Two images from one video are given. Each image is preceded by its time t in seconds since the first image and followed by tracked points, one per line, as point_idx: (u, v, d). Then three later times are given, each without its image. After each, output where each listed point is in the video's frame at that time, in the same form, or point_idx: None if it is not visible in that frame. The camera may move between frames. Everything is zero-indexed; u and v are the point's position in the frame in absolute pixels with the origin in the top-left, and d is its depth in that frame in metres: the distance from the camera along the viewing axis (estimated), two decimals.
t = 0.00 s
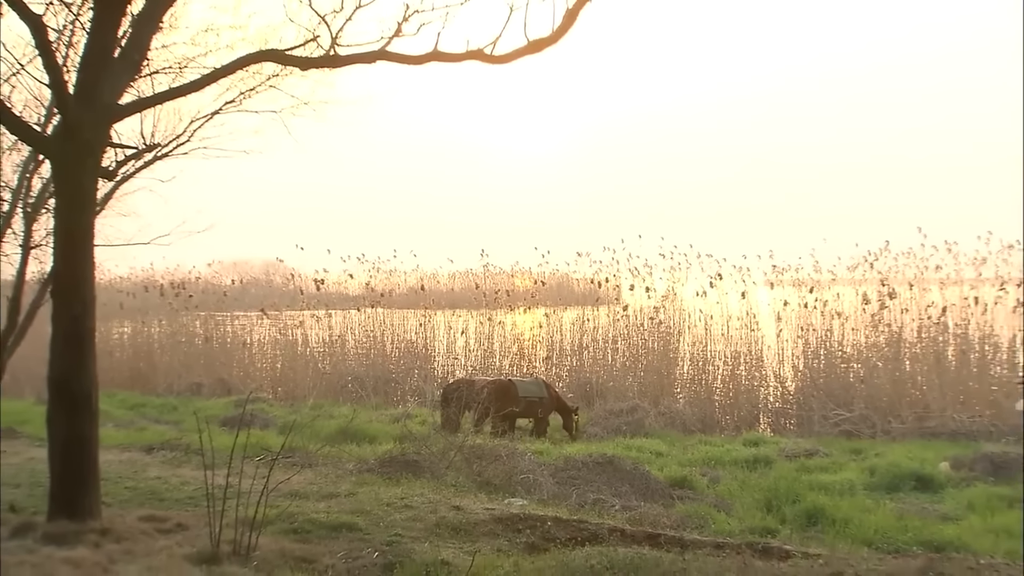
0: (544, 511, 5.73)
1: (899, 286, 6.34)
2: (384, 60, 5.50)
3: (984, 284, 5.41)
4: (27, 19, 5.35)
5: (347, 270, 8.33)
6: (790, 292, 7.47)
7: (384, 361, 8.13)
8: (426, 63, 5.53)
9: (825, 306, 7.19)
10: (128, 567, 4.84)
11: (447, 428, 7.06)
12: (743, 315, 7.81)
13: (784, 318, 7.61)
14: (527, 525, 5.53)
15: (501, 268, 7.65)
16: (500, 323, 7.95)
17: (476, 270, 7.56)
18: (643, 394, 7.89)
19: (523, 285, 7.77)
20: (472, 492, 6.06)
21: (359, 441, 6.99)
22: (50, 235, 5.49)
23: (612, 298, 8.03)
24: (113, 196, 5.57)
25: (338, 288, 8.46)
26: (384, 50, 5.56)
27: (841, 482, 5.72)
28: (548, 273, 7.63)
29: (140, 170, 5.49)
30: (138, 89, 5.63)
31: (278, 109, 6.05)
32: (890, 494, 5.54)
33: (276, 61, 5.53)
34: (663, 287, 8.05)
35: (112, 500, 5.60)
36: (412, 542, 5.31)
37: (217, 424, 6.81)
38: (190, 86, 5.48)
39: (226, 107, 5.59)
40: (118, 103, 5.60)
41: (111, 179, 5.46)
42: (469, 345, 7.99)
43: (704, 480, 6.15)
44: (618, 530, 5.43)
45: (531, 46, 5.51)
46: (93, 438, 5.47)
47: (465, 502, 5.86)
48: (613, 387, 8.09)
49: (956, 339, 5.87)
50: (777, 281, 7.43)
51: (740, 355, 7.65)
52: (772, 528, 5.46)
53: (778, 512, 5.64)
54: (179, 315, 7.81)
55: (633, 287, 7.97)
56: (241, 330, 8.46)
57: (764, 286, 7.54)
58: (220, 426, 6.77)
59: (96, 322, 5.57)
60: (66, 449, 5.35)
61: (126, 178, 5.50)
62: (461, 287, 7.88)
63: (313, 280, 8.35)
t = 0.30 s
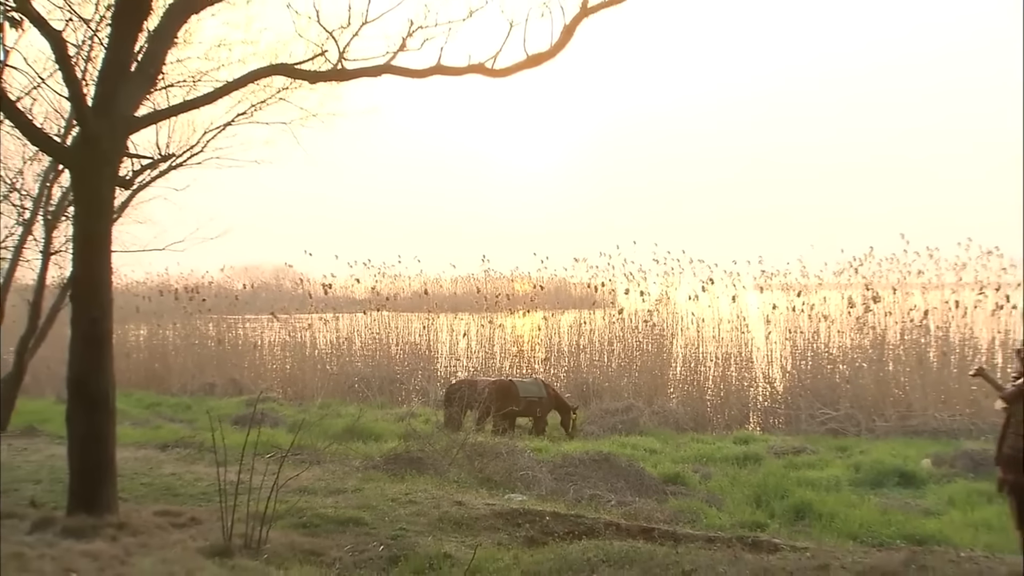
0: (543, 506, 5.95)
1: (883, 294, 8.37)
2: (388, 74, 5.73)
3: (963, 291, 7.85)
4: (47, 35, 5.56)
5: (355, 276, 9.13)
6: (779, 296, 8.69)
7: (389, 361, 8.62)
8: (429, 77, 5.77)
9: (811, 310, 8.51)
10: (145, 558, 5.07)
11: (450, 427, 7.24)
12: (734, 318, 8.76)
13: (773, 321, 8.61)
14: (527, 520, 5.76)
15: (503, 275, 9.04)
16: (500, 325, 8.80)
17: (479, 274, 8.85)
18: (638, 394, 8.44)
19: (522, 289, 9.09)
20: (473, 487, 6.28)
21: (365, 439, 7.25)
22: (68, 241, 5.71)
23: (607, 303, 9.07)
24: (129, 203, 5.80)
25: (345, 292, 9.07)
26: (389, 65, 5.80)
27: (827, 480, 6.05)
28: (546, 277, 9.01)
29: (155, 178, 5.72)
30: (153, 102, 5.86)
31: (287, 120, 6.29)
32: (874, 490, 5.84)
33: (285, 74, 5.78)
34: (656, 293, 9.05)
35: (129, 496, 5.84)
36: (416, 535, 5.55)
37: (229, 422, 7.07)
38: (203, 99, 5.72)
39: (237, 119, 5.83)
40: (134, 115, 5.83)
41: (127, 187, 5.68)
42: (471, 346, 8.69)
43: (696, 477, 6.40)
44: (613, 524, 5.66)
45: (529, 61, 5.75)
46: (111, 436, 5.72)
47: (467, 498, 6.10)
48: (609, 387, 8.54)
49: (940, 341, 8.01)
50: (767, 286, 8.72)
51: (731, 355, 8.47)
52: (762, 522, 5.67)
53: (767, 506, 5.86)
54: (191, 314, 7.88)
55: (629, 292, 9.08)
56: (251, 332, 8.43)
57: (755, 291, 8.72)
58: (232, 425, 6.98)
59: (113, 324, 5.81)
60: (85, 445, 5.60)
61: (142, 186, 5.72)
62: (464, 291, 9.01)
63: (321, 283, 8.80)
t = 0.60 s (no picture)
0: (542, 502, 6.17)
1: (868, 296, 8.69)
2: (394, 85, 5.96)
3: (947, 295, 8.38)
4: (64, 49, 5.77)
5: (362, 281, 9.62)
6: (768, 300, 8.95)
7: (394, 362, 8.87)
8: (433, 88, 5.99)
9: (801, 313, 8.72)
10: (159, 552, 5.31)
11: (452, 425, 7.44)
12: (725, 321, 8.92)
13: (763, 324, 8.82)
14: (526, 514, 5.99)
15: (503, 280, 9.58)
16: (500, 328, 9.15)
17: (480, 276, 9.45)
18: (634, 394, 8.52)
19: (522, 293, 9.51)
20: (475, 484, 6.49)
21: (370, 437, 7.48)
22: (85, 247, 5.92)
23: (604, 305, 9.19)
24: (143, 211, 6.03)
25: (351, 296, 9.60)
26: (395, 77, 6.03)
27: (816, 477, 6.28)
28: (544, 279, 9.37)
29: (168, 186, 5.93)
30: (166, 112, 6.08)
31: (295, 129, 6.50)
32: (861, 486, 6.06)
33: (294, 86, 6.00)
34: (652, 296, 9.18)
35: (144, 491, 6.08)
36: (420, 530, 5.76)
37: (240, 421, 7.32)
38: (215, 110, 5.94)
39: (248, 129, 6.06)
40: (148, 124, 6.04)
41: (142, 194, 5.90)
42: (473, 347, 9.01)
43: (690, 473, 6.63)
44: (610, 519, 5.87)
45: (529, 72, 5.97)
46: (126, 435, 5.94)
47: (469, 494, 6.31)
48: (606, 387, 8.62)
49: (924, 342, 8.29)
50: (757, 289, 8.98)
51: (723, 356, 8.59)
52: (753, 517, 5.88)
53: (758, 502, 6.08)
54: (205, 317, 8.85)
55: (624, 295, 9.16)
56: (261, 334, 9.29)
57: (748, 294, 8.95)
58: (242, 424, 7.30)
59: (128, 327, 6.03)
60: (101, 444, 5.81)
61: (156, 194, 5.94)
62: (466, 295, 9.60)
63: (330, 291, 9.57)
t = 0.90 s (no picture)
0: (541, 496, 6.43)
1: (855, 299, 8.95)
2: (399, 97, 6.21)
3: (929, 297, 8.66)
4: (83, 62, 6.03)
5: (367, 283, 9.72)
6: (759, 302, 9.18)
7: (398, 362, 9.19)
8: (436, 99, 6.24)
9: (790, 315, 8.98)
10: (174, 544, 5.59)
11: (455, 422, 7.70)
12: (717, 322, 9.15)
13: (753, 325, 9.07)
14: (526, 508, 6.25)
15: (503, 282, 9.74)
16: (501, 329, 9.44)
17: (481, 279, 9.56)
18: (629, 392, 8.82)
19: (522, 295, 9.71)
20: (477, 478, 6.76)
21: (376, 433, 7.76)
22: (104, 251, 6.18)
23: (601, 307, 9.47)
24: (159, 216, 6.29)
25: (358, 298, 9.78)
26: (399, 88, 6.28)
27: (804, 472, 6.55)
28: (543, 282, 9.57)
29: (183, 193, 6.19)
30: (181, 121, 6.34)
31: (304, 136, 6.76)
32: (847, 481, 6.34)
33: (304, 97, 6.26)
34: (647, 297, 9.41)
35: (159, 486, 6.37)
36: (424, 523, 6.02)
37: (252, 418, 7.61)
38: (228, 120, 6.20)
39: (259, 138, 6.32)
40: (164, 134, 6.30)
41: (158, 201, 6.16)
42: (474, 348, 9.32)
43: (683, 468, 6.90)
44: (606, 513, 6.13)
45: (528, 84, 6.22)
46: (142, 432, 6.19)
47: (471, 488, 6.57)
48: (602, 386, 8.94)
49: (907, 342, 8.62)
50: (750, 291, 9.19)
51: (715, 357, 8.83)
52: (743, 511, 6.14)
53: (749, 496, 6.34)
54: (217, 318, 9.21)
55: (620, 297, 9.42)
56: (272, 335, 9.62)
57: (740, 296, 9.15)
58: (254, 420, 7.58)
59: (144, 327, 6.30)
60: (118, 440, 6.08)
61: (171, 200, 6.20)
62: (467, 297, 9.75)
63: (336, 293, 9.79)
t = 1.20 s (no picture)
0: (541, 490, 6.67)
1: (842, 300, 9.35)
2: (402, 106, 6.45)
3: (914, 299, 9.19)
4: (99, 73, 6.27)
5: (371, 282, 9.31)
6: (750, 302, 9.58)
7: (402, 360, 9.30)
8: (438, 108, 6.48)
9: (779, 315, 9.48)
10: (186, 536, 5.87)
11: (457, 419, 7.92)
12: (709, 322, 9.62)
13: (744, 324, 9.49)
14: (526, 501, 6.49)
15: (504, 281, 9.54)
16: (502, 329, 9.62)
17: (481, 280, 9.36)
18: (625, 389, 9.42)
19: (521, 295, 9.59)
20: (478, 473, 7.00)
21: (381, 428, 8.02)
22: (119, 255, 6.42)
23: (598, 307, 9.83)
24: (172, 221, 6.54)
25: (363, 298, 9.27)
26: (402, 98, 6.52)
27: (794, 466, 6.81)
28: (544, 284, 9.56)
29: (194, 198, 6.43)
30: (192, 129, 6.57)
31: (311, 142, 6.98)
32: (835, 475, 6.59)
33: (311, 105, 6.50)
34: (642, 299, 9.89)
35: (172, 480, 6.64)
36: (427, 516, 6.26)
37: (261, 414, 7.87)
38: (238, 127, 6.43)
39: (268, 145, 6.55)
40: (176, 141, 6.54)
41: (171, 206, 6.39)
42: (476, 347, 9.55)
43: (677, 463, 7.15)
44: (603, 506, 6.37)
45: (527, 93, 6.45)
46: (155, 428, 6.45)
47: (473, 482, 6.82)
48: (599, 383, 9.53)
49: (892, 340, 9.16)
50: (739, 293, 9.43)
51: (707, 356, 9.39)
52: (735, 504, 6.37)
53: (740, 489, 6.59)
54: (229, 317, 8.03)
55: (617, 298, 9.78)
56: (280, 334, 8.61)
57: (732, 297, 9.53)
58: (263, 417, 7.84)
59: (157, 327, 6.53)
60: (133, 435, 6.34)
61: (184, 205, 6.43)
62: (469, 298, 9.56)
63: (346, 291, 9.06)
